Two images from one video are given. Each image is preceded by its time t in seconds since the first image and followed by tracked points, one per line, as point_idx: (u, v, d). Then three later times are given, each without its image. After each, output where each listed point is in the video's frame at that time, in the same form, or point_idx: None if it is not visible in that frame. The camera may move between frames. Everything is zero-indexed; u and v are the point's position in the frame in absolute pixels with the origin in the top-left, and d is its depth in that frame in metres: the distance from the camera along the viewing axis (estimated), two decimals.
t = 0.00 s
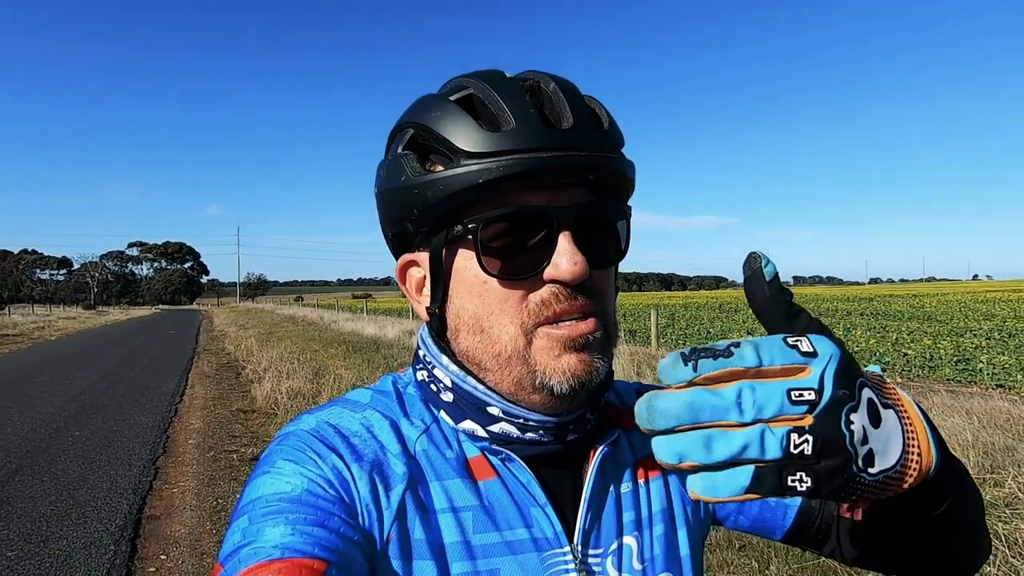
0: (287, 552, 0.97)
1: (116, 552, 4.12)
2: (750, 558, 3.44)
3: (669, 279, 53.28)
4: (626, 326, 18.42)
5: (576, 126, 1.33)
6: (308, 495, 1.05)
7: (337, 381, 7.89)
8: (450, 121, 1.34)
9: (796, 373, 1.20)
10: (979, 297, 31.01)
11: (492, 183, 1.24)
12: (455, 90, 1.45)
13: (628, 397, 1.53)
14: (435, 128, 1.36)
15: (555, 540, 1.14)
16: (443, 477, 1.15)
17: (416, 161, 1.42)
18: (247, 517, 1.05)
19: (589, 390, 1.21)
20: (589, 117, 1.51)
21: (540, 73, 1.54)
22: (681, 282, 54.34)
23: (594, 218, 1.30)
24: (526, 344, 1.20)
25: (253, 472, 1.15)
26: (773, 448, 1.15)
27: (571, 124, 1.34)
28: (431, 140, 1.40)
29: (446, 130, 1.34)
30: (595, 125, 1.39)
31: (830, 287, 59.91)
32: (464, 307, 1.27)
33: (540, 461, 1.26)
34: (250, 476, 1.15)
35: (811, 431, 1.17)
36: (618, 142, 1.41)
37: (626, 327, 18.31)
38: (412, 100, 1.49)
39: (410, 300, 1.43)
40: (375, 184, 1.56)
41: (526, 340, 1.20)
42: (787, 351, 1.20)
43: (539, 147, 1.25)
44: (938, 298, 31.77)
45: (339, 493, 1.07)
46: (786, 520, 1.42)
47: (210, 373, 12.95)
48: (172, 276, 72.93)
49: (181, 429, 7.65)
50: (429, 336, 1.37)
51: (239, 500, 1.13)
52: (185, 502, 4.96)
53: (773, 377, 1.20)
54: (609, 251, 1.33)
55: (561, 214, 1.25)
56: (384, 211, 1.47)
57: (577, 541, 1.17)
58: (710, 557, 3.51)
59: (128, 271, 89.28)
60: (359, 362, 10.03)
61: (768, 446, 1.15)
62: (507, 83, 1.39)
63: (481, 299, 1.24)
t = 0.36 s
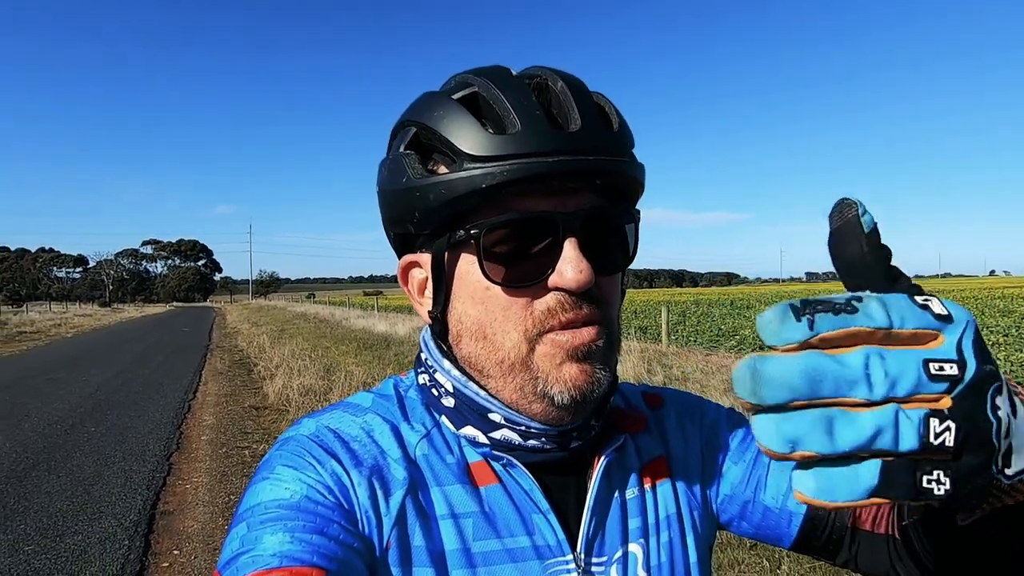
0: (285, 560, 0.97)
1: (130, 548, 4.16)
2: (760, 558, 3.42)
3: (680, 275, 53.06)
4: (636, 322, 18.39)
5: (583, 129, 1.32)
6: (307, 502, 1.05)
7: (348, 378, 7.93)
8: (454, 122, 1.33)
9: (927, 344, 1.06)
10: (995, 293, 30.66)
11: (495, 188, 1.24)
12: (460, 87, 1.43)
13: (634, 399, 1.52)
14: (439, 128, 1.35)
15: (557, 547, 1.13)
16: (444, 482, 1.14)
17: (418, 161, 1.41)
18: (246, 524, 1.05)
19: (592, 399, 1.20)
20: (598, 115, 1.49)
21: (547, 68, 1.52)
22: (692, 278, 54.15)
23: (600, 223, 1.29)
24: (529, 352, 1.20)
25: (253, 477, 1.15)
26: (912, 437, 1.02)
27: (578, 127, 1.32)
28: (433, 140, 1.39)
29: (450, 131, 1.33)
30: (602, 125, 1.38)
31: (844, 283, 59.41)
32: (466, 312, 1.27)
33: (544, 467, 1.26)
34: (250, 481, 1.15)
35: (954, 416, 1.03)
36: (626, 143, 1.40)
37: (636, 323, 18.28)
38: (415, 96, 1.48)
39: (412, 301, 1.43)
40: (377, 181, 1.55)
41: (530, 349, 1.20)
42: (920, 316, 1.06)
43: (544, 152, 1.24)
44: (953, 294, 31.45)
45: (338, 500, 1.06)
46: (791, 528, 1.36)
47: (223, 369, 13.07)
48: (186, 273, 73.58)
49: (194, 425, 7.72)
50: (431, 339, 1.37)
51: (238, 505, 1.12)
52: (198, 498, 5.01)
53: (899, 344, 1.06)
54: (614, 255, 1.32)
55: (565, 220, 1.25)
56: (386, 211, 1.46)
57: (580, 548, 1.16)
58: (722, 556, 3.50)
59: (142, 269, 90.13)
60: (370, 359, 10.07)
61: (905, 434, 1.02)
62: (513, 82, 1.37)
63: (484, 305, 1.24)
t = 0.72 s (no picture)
0: (298, 546, 0.99)
1: (143, 543, 4.20)
2: (770, 556, 3.41)
3: (690, 274, 52.91)
4: (645, 322, 18.36)
5: (600, 123, 1.32)
6: (320, 488, 1.07)
7: (357, 377, 7.97)
8: (468, 116, 1.33)
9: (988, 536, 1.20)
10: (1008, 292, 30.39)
11: (509, 184, 1.24)
12: (474, 77, 1.43)
13: (649, 392, 1.53)
14: (453, 120, 1.35)
15: (567, 535, 1.14)
16: (456, 469, 1.16)
17: (431, 152, 1.41)
18: (260, 511, 1.07)
19: (601, 396, 1.22)
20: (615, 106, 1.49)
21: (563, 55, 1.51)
22: (701, 277, 54.01)
23: (614, 220, 1.30)
24: (541, 349, 1.21)
25: (267, 464, 1.17)
26: None
27: (594, 122, 1.32)
28: (447, 131, 1.39)
29: (464, 126, 1.33)
30: (618, 120, 1.38)
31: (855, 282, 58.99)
32: (477, 307, 1.28)
33: (555, 460, 1.27)
34: (264, 467, 1.17)
35: None
36: (642, 137, 1.39)
37: (645, 322, 18.25)
38: (428, 84, 1.48)
39: (424, 291, 1.44)
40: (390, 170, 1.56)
41: (541, 346, 1.21)
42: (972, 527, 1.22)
43: (559, 149, 1.24)
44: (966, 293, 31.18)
45: (351, 486, 1.08)
46: (795, 533, 1.35)
47: (234, 368, 13.17)
48: (197, 273, 74.09)
49: (205, 423, 7.79)
50: (443, 329, 1.38)
51: (252, 491, 1.15)
52: (210, 494, 5.05)
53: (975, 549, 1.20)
54: (626, 249, 1.33)
55: (579, 217, 1.25)
56: (399, 201, 1.47)
57: (590, 537, 1.18)
58: (734, 554, 3.49)
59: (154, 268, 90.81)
60: (379, 358, 10.12)
61: None
62: (529, 75, 1.37)
63: (496, 301, 1.25)
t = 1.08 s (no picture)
0: (296, 545, 0.98)
1: (150, 542, 4.23)
2: (777, 557, 3.39)
3: (696, 275, 52.80)
4: (651, 322, 18.33)
5: (609, 123, 1.31)
6: (319, 486, 1.07)
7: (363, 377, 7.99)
8: (474, 111, 1.33)
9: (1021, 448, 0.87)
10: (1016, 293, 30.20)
11: (513, 185, 1.24)
12: (481, 69, 1.42)
13: (654, 390, 1.52)
14: (458, 116, 1.35)
15: (568, 534, 1.14)
16: (456, 466, 1.16)
17: (434, 147, 1.41)
18: (259, 509, 1.07)
19: (604, 403, 1.21)
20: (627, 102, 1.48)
21: (574, 48, 1.50)
22: (708, 278, 53.89)
23: (621, 221, 1.29)
24: (542, 353, 1.20)
25: (267, 461, 1.17)
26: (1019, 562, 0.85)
27: (603, 121, 1.32)
28: (450, 126, 1.39)
29: (469, 122, 1.33)
30: (628, 118, 1.37)
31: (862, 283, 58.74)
32: (480, 306, 1.28)
33: (557, 459, 1.27)
34: (264, 464, 1.17)
35: None
36: (652, 136, 1.38)
37: (651, 323, 18.23)
38: (435, 75, 1.47)
39: (427, 286, 1.44)
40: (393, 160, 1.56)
41: (543, 349, 1.21)
42: None
43: (566, 150, 1.24)
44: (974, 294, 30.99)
45: (350, 484, 1.08)
46: (800, 539, 1.32)
47: (241, 368, 13.23)
48: (204, 274, 74.41)
49: (212, 423, 7.82)
50: (445, 325, 1.38)
51: (251, 488, 1.15)
52: (217, 494, 5.07)
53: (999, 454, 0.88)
54: (632, 250, 1.32)
55: (584, 220, 1.25)
56: (403, 194, 1.47)
57: (591, 536, 1.18)
58: (741, 555, 3.48)
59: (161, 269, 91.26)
60: (385, 358, 10.14)
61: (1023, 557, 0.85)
62: (538, 70, 1.36)
63: (498, 301, 1.24)
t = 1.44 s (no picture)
0: (290, 561, 0.98)
1: (158, 541, 4.24)
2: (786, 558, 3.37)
3: (703, 273, 52.63)
4: (658, 320, 18.29)
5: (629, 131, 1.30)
6: (314, 498, 1.06)
7: (370, 376, 8.01)
8: (488, 115, 1.31)
9: (926, 404, 0.96)
10: None
11: (528, 194, 1.22)
12: (496, 68, 1.41)
13: (661, 394, 1.51)
14: (470, 120, 1.34)
15: (573, 544, 1.13)
16: (456, 475, 1.16)
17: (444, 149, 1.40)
18: (252, 523, 1.06)
19: (610, 418, 1.20)
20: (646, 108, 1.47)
21: (592, 50, 1.48)
22: (715, 276, 53.71)
23: (636, 232, 1.28)
24: (551, 366, 1.20)
25: (261, 472, 1.17)
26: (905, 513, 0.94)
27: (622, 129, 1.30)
28: (460, 127, 1.38)
29: (482, 126, 1.31)
30: (648, 125, 1.36)
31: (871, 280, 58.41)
32: (488, 315, 1.27)
33: (562, 468, 1.27)
34: (258, 476, 1.16)
35: (956, 489, 0.94)
36: (670, 143, 1.37)
37: (658, 321, 18.19)
38: (447, 72, 1.46)
39: (431, 289, 1.43)
40: (399, 157, 1.55)
41: (552, 362, 1.20)
42: (916, 377, 0.95)
43: (585, 159, 1.23)
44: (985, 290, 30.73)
45: (347, 495, 1.08)
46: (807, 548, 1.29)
47: (248, 367, 13.28)
48: (212, 273, 74.78)
49: (220, 422, 7.86)
50: (450, 331, 1.38)
51: (246, 500, 1.14)
52: (224, 493, 5.08)
53: (894, 407, 0.96)
54: (646, 261, 1.31)
55: (598, 232, 1.23)
56: (409, 192, 1.46)
57: (597, 545, 1.17)
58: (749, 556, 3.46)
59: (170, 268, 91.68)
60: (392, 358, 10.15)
61: (894, 513, 0.94)
62: (556, 74, 1.35)
63: (507, 311, 1.24)
